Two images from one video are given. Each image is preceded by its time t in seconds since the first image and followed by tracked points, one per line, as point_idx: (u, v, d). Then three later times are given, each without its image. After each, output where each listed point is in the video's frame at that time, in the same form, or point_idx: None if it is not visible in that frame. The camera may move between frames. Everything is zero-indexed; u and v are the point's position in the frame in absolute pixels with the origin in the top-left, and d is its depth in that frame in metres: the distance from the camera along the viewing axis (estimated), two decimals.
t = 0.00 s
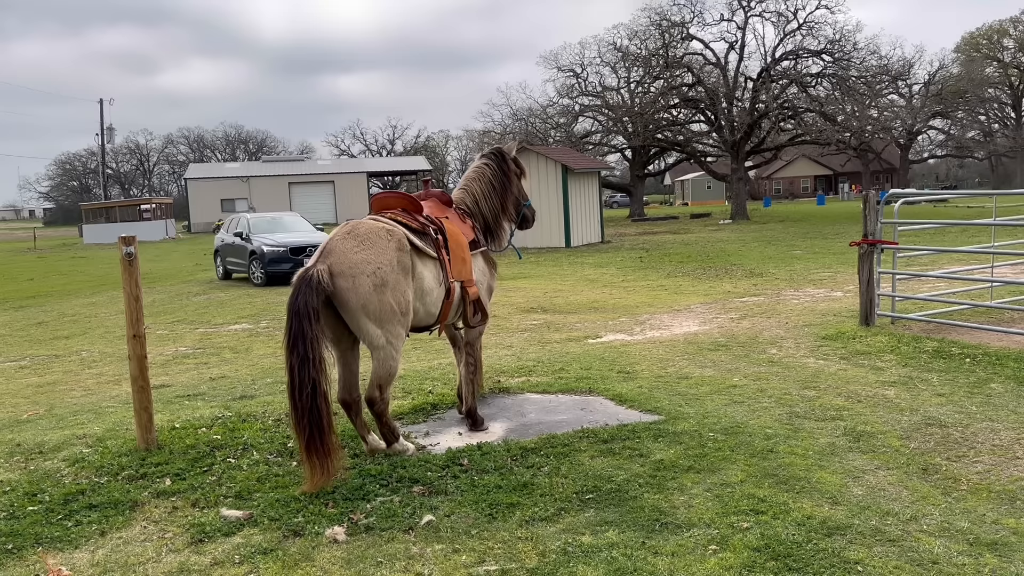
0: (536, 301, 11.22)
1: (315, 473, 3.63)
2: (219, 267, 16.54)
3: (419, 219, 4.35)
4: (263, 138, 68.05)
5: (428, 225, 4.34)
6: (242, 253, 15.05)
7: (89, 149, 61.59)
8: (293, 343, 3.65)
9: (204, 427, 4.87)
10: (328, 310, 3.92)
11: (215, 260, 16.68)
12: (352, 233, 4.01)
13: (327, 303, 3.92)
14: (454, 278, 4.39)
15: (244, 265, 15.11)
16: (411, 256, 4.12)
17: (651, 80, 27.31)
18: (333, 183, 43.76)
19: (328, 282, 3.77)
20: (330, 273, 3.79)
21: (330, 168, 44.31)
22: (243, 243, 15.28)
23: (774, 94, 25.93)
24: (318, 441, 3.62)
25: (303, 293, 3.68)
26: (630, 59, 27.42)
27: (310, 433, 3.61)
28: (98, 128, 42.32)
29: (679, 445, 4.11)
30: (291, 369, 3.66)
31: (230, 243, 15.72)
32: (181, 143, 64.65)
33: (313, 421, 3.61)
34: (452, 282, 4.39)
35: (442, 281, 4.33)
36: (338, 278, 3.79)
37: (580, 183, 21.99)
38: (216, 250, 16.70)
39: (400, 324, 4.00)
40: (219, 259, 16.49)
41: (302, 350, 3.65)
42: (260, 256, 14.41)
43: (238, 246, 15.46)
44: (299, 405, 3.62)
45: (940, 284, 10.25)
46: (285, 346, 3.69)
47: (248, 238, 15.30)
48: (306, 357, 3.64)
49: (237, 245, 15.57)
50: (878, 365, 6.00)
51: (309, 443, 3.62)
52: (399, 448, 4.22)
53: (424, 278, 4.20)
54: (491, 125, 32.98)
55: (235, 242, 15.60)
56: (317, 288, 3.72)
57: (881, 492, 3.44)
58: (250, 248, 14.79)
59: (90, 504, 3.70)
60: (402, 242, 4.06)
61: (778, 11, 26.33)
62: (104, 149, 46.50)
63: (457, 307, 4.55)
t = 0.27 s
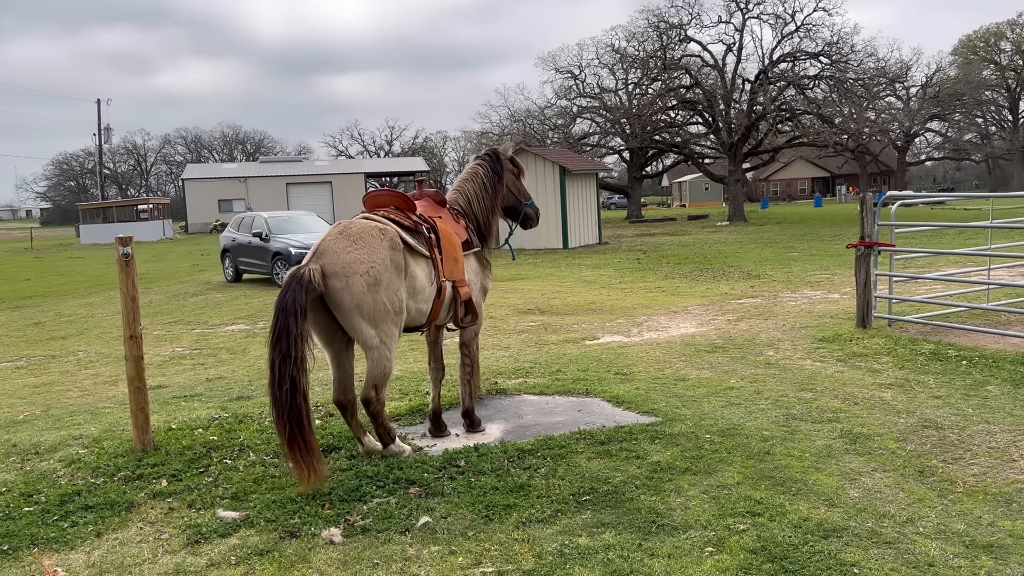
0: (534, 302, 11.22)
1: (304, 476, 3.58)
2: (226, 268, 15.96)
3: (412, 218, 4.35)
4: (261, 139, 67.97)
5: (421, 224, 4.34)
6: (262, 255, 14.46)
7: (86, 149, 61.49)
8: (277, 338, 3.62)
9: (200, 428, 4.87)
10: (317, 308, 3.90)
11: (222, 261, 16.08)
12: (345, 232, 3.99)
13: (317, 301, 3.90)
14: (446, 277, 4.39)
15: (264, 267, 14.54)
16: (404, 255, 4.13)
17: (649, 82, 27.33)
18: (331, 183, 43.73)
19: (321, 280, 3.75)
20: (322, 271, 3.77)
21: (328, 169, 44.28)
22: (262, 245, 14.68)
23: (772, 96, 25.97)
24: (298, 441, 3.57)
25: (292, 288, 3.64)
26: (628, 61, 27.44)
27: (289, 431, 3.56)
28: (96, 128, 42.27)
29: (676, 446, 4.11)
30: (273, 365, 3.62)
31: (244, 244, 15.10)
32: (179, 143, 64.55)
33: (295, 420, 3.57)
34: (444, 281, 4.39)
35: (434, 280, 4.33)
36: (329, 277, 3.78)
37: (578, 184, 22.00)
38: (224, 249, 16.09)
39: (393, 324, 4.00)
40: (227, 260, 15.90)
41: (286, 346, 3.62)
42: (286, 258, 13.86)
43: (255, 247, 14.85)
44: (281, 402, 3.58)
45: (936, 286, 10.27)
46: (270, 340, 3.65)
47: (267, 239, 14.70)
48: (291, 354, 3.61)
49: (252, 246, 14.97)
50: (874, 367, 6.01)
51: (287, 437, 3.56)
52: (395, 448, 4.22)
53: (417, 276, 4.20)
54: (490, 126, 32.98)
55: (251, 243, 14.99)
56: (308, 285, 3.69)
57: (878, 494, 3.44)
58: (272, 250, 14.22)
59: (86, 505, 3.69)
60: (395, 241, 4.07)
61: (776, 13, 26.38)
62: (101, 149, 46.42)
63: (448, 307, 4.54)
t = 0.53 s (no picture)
0: (533, 303, 11.22)
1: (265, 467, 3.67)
2: (243, 270, 15.56)
3: (407, 221, 4.34)
4: (260, 139, 67.96)
5: (416, 227, 4.33)
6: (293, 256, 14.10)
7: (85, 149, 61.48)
8: (268, 326, 3.66)
9: (199, 428, 4.87)
10: (315, 304, 3.92)
11: (239, 262, 15.67)
12: (343, 233, 4.00)
13: (315, 296, 3.92)
14: (442, 280, 4.38)
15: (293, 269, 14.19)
16: (402, 256, 4.13)
17: (648, 84, 27.35)
18: (330, 184, 43.72)
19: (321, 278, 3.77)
20: (321, 271, 3.79)
21: (328, 170, 44.29)
22: (290, 246, 14.32)
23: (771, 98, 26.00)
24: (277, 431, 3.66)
25: (289, 279, 3.66)
26: (628, 62, 27.45)
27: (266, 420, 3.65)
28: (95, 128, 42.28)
29: (674, 448, 4.12)
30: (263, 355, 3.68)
31: (269, 246, 14.71)
32: (178, 143, 64.49)
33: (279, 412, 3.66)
34: (440, 283, 4.38)
35: (431, 282, 4.33)
36: (329, 276, 3.79)
37: (577, 186, 22.01)
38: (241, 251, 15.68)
39: (392, 325, 4.00)
40: (244, 262, 15.50)
41: (277, 337, 3.66)
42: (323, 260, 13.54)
43: (282, 249, 14.48)
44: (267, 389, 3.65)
45: (935, 289, 10.28)
46: (261, 329, 3.69)
47: (295, 240, 14.33)
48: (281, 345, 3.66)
49: (278, 248, 14.58)
50: (873, 369, 6.01)
51: (264, 428, 3.65)
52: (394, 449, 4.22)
53: (415, 277, 4.20)
54: (489, 127, 33.00)
55: (276, 244, 14.61)
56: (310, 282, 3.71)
57: (876, 496, 3.44)
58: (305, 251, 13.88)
59: (84, 505, 3.69)
60: (394, 242, 4.07)
61: (775, 15, 26.40)
62: (101, 149, 46.39)
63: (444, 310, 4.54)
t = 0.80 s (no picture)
0: (534, 304, 11.21)
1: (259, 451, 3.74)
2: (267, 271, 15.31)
3: (401, 224, 4.35)
4: (262, 139, 68.00)
5: (410, 230, 4.34)
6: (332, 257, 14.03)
7: (87, 148, 61.55)
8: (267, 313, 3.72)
9: (200, 428, 4.87)
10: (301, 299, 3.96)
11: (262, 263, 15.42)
12: (333, 231, 4.02)
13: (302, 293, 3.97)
14: (439, 282, 4.37)
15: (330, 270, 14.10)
16: (390, 258, 4.11)
17: (650, 85, 27.35)
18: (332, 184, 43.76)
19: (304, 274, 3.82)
20: (306, 267, 3.84)
21: (329, 170, 44.31)
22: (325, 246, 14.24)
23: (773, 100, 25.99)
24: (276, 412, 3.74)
25: (278, 268, 3.73)
26: (630, 63, 27.44)
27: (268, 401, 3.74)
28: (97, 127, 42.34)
29: (675, 449, 4.11)
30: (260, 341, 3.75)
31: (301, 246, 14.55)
32: (180, 143, 64.52)
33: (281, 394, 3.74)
34: (436, 286, 4.37)
35: (425, 284, 4.31)
36: (312, 273, 3.84)
37: (578, 187, 22.02)
38: (264, 251, 15.43)
39: (377, 324, 3.99)
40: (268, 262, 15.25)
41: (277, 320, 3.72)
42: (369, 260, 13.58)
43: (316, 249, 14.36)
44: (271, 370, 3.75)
45: (936, 291, 10.28)
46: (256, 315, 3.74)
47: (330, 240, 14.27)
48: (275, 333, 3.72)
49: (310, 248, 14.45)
50: (874, 371, 6.01)
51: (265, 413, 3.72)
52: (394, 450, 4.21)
53: (405, 279, 4.19)
54: (491, 128, 33.02)
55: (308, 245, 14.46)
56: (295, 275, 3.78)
57: (877, 498, 3.44)
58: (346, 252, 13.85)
59: (85, 505, 3.69)
60: (382, 243, 4.05)
61: (777, 17, 26.40)
62: (102, 149, 46.43)
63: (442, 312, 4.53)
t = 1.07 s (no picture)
0: (537, 304, 11.21)
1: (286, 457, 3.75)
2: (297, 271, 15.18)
3: (393, 223, 4.35)
4: (266, 139, 68.10)
5: (403, 229, 4.34)
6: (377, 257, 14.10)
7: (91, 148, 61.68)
8: (265, 317, 3.74)
9: (204, 427, 4.87)
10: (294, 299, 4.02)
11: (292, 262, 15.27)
12: (323, 231, 4.04)
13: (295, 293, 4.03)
14: (430, 282, 4.36)
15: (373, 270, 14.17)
16: (380, 258, 4.09)
17: (654, 85, 27.32)
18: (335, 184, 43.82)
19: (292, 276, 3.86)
20: (294, 268, 3.89)
21: (332, 170, 44.35)
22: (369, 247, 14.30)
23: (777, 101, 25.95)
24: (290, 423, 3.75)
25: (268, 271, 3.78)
26: (633, 64, 27.40)
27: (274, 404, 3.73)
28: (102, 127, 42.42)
29: (678, 450, 4.11)
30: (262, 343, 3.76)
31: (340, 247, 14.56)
32: (184, 143, 64.71)
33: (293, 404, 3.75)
34: (428, 286, 4.36)
35: (414, 285, 4.30)
36: (299, 275, 3.88)
37: (581, 188, 22.02)
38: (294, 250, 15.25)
39: (370, 324, 3.99)
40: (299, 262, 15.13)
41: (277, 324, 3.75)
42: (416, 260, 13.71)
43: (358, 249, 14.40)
44: (273, 373, 3.72)
45: (941, 292, 10.26)
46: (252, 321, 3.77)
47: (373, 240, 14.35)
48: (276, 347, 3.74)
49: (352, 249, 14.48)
50: (878, 372, 6.00)
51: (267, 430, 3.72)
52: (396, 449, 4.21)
53: (396, 280, 4.19)
54: (494, 128, 33.03)
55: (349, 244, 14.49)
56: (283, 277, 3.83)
57: (881, 500, 3.44)
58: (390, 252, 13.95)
59: (90, 503, 3.70)
60: (371, 243, 4.04)
61: (781, 18, 26.36)
62: (107, 149, 46.54)
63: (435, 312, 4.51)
